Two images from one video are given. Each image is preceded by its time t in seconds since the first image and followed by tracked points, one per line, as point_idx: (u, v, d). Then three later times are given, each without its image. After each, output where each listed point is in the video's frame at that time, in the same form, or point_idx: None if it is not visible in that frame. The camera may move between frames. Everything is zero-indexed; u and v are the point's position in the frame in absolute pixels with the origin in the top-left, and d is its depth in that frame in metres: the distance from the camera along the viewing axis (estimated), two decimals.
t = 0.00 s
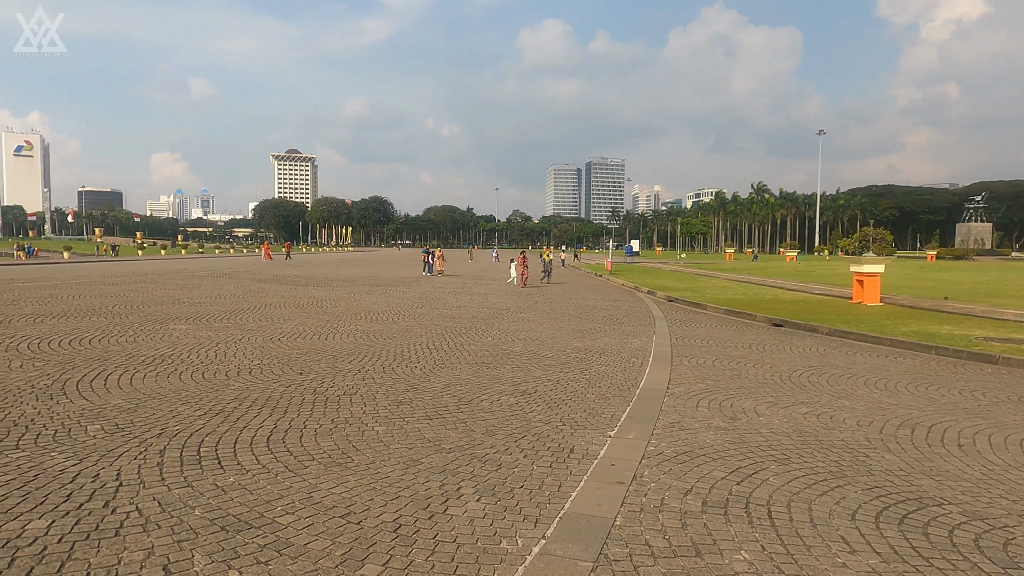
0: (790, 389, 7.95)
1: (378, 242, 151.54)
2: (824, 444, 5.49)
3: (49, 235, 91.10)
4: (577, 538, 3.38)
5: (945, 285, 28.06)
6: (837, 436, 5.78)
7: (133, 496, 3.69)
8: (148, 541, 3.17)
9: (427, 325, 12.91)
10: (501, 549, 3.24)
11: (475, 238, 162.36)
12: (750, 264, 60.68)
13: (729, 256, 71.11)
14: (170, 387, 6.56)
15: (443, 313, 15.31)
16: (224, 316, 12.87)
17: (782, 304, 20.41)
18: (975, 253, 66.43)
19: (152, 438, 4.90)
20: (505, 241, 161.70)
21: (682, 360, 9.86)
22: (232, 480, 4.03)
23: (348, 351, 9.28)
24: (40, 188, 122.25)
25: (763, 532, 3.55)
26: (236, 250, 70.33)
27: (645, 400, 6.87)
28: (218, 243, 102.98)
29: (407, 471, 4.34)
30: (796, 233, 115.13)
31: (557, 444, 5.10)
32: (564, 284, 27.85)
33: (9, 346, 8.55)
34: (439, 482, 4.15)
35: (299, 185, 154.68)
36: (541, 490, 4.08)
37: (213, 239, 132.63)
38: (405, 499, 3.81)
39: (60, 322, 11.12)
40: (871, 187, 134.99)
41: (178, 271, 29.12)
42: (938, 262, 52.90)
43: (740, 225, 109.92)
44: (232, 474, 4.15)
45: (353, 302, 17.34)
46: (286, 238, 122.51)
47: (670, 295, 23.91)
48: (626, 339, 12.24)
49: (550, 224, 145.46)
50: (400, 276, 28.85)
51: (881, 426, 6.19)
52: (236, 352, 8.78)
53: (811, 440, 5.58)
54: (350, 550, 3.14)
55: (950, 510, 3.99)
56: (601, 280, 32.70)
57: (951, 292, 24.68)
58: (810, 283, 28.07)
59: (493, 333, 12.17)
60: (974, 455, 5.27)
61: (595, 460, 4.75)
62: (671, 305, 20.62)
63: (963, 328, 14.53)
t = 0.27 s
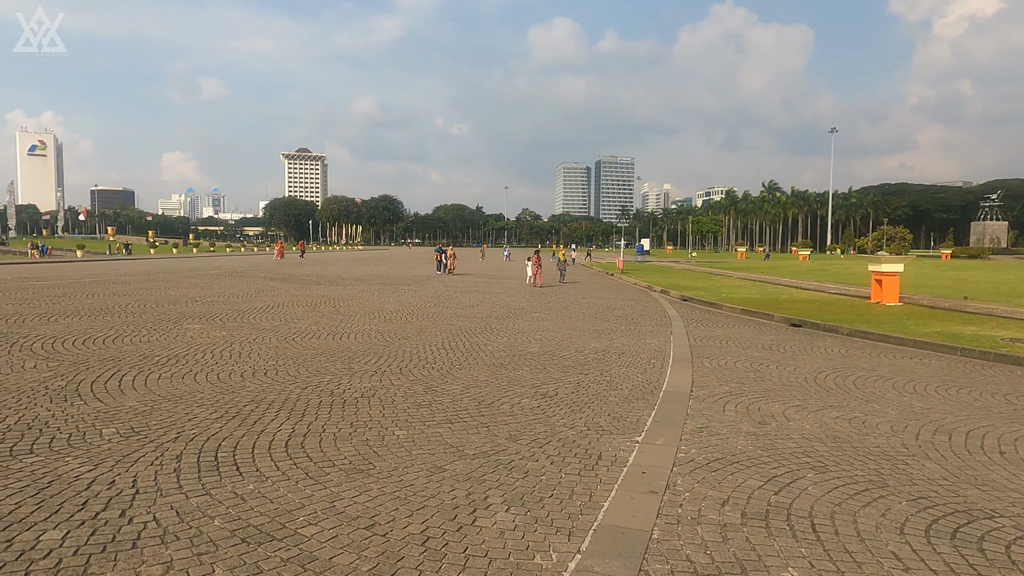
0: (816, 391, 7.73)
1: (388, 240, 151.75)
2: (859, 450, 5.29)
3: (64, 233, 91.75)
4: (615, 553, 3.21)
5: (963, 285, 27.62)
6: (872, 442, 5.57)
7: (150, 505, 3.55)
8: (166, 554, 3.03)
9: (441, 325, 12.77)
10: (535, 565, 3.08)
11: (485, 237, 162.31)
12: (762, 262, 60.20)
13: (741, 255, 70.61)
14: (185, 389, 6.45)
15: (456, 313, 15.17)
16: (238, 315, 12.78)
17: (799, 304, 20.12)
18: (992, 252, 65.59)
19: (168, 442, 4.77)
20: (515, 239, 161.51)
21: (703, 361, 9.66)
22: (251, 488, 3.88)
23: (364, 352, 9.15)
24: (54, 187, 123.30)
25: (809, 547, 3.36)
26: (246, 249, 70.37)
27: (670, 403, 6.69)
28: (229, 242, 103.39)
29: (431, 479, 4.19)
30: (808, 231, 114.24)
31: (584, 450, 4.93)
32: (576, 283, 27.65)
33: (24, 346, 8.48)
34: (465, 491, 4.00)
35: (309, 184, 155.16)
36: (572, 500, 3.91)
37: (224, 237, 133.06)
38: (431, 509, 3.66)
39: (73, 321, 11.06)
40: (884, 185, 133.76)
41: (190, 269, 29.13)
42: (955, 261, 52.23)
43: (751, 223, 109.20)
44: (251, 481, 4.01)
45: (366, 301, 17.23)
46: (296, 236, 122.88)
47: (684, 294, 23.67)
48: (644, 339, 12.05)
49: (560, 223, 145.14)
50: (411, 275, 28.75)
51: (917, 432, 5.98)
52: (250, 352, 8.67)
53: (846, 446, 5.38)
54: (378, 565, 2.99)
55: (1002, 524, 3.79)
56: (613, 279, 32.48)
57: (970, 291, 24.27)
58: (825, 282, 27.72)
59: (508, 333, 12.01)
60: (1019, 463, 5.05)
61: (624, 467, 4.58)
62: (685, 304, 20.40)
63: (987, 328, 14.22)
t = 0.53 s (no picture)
0: (844, 392, 7.54)
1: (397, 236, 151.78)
2: (897, 455, 5.11)
3: (77, 228, 92.25)
4: (656, 567, 3.07)
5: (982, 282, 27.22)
6: (909, 446, 5.38)
7: (170, 511, 3.43)
8: (190, 565, 2.91)
9: (455, 322, 12.63)
10: None
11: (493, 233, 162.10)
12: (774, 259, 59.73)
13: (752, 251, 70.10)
14: (202, 388, 6.34)
15: (470, 310, 15.02)
16: (251, 312, 12.68)
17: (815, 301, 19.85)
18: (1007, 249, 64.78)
19: (186, 444, 4.65)
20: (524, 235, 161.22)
21: (724, 360, 9.47)
22: (274, 494, 3.76)
23: (380, 350, 9.03)
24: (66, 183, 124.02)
25: (860, 561, 3.19)
26: (256, 245, 70.42)
27: (696, 405, 6.51)
28: (239, 238, 103.65)
29: (458, 484, 4.05)
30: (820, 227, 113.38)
31: (613, 454, 4.77)
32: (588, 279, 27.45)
33: (38, 343, 8.40)
34: (494, 497, 3.85)
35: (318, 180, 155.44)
36: (606, 508, 3.76)
37: (234, 233, 133.54)
38: (460, 518, 3.52)
39: (87, 318, 10.99)
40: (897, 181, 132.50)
41: (201, 265, 29.12)
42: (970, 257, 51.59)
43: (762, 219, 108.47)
44: (273, 487, 3.88)
45: (378, 298, 17.09)
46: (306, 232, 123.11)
47: (698, 291, 23.43)
48: (661, 337, 11.86)
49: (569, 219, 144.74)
50: (422, 271, 28.62)
51: (954, 436, 5.78)
52: (265, 350, 8.56)
53: (883, 451, 5.20)
54: None
55: None
56: (625, 275, 32.24)
57: (990, 289, 23.87)
58: (840, 279, 27.39)
59: (523, 331, 11.84)
60: None
61: (656, 473, 4.42)
62: (700, 301, 20.17)
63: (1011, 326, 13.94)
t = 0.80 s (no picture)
0: (873, 391, 7.35)
1: (405, 232, 151.93)
2: (938, 457, 4.92)
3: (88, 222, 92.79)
4: None
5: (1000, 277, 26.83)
6: (949, 448, 5.19)
7: (194, 515, 3.31)
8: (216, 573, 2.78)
9: (470, 318, 12.50)
10: None
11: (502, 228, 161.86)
12: (786, 254, 59.22)
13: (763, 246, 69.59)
14: (219, 384, 6.24)
15: (484, 305, 14.88)
16: (264, 308, 12.60)
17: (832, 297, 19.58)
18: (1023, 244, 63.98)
19: (206, 443, 4.54)
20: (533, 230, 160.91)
21: (746, 358, 9.29)
22: (299, 496, 3.63)
23: (396, 346, 8.90)
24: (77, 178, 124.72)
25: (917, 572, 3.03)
26: (266, 240, 70.54)
27: (723, 404, 6.35)
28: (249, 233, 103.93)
29: (488, 486, 3.91)
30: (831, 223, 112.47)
31: (644, 455, 4.61)
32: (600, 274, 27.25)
33: (53, 338, 8.34)
34: (526, 501, 3.71)
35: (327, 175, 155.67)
36: (643, 512, 3.61)
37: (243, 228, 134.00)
38: (494, 523, 3.39)
39: (101, 313, 10.93)
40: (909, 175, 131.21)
41: (213, 260, 29.15)
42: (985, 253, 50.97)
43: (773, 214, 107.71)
44: (298, 488, 3.76)
45: (391, 293, 16.98)
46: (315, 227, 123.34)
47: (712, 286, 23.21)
48: (679, 334, 11.69)
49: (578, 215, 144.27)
50: (433, 266, 28.51)
51: (992, 436, 5.59)
52: (281, 346, 8.45)
53: (923, 452, 5.01)
54: None
55: None
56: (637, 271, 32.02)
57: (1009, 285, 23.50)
58: (856, 275, 27.08)
59: (540, 327, 11.70)
60: None
61: (691, 476, 4.26)
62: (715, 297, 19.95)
63: None
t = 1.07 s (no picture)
0: (898, 393, 7.18)
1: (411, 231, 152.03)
2: (976, 464, 4.76)
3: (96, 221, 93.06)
4: None
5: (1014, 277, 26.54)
6: (986, 454, 5.03)
7: (213, 526, 3.18)
8: None
9: (483, 318, 12.37)
10: None
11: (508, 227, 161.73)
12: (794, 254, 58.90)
13: (771, 246, 69.26)
14: (234, 386, 6.13)
15: (495, 305, 14.76)
16: (275, 308, 12.52)
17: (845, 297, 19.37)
18: None
19: (222, 449, 4.41)
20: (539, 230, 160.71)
21: (765, 359, 9.14)
22: (320, 506, 3.49)
23: (410, 346, 8.79)
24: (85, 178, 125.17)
25: None
26: (272, 239, 70.55)
27: (748, 407, 6.20)
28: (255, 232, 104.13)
29: (516, 495, 3.77)
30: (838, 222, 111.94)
31: (673, 462, 4.46)
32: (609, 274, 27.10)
33: (65, 339, 8.25)
34: (556, 511, 3.56)
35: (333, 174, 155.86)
36: (679, 524, 3.46)
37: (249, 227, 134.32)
38: (525, 535, 3.24)
39: (112, 313, 10.86)
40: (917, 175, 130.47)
41: (221, 260, 29.11)
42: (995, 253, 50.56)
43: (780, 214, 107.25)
44: (319, 497, 3.62)
45: (401, 293, 16.88)
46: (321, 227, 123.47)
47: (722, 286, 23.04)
48: (694, 334, 11.53)
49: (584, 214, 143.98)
50: (441, 266, 28.41)
51: None
52: (294, 347, 8.35)
53: (960, 459, 4.86)
54: None
55: None
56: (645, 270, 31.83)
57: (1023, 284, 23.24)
58: (867, 274, 26.86)
59: (553, 327, 11.56)
60: None
61: (724, 484, 4.11)
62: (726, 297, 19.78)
63: None
